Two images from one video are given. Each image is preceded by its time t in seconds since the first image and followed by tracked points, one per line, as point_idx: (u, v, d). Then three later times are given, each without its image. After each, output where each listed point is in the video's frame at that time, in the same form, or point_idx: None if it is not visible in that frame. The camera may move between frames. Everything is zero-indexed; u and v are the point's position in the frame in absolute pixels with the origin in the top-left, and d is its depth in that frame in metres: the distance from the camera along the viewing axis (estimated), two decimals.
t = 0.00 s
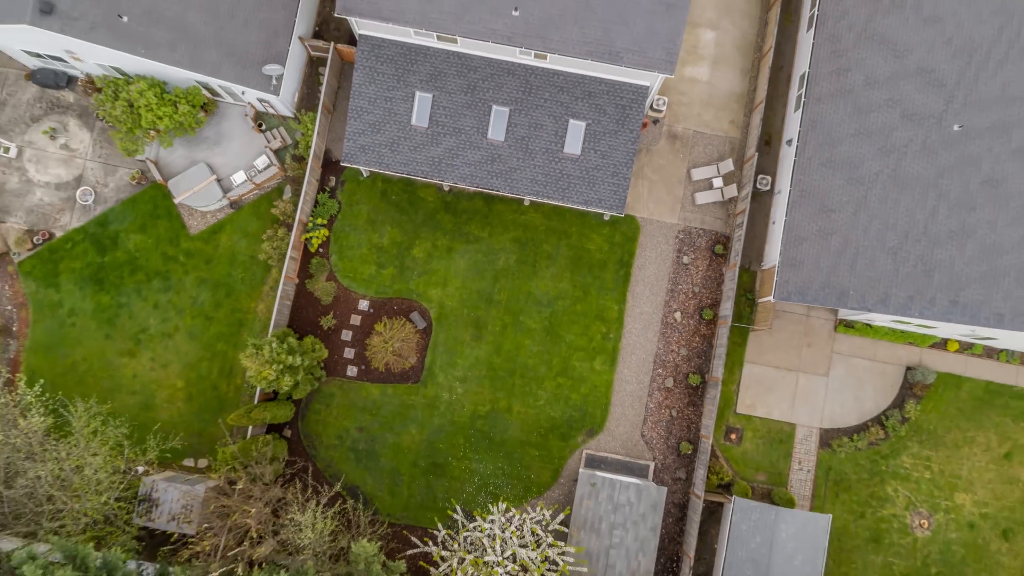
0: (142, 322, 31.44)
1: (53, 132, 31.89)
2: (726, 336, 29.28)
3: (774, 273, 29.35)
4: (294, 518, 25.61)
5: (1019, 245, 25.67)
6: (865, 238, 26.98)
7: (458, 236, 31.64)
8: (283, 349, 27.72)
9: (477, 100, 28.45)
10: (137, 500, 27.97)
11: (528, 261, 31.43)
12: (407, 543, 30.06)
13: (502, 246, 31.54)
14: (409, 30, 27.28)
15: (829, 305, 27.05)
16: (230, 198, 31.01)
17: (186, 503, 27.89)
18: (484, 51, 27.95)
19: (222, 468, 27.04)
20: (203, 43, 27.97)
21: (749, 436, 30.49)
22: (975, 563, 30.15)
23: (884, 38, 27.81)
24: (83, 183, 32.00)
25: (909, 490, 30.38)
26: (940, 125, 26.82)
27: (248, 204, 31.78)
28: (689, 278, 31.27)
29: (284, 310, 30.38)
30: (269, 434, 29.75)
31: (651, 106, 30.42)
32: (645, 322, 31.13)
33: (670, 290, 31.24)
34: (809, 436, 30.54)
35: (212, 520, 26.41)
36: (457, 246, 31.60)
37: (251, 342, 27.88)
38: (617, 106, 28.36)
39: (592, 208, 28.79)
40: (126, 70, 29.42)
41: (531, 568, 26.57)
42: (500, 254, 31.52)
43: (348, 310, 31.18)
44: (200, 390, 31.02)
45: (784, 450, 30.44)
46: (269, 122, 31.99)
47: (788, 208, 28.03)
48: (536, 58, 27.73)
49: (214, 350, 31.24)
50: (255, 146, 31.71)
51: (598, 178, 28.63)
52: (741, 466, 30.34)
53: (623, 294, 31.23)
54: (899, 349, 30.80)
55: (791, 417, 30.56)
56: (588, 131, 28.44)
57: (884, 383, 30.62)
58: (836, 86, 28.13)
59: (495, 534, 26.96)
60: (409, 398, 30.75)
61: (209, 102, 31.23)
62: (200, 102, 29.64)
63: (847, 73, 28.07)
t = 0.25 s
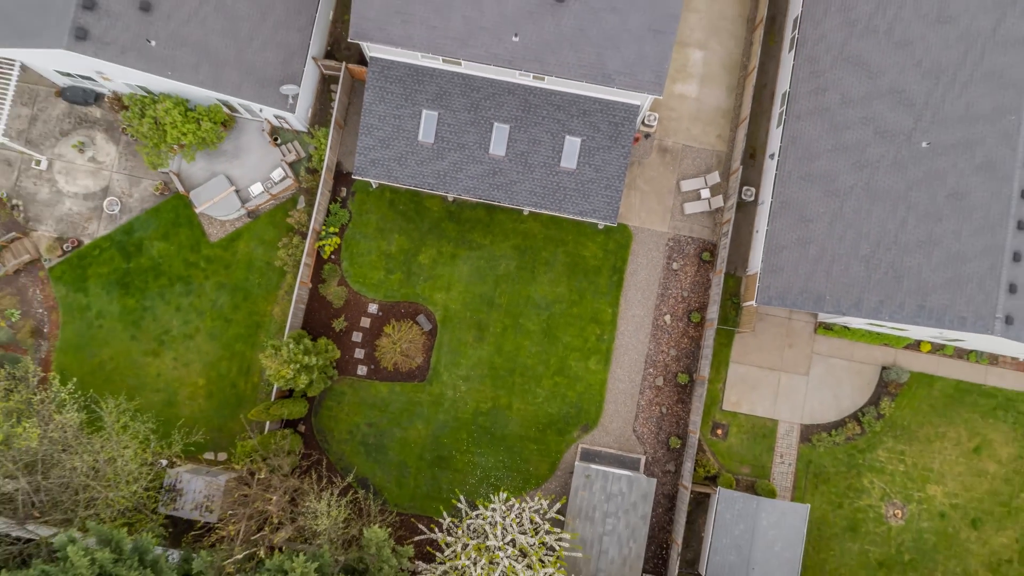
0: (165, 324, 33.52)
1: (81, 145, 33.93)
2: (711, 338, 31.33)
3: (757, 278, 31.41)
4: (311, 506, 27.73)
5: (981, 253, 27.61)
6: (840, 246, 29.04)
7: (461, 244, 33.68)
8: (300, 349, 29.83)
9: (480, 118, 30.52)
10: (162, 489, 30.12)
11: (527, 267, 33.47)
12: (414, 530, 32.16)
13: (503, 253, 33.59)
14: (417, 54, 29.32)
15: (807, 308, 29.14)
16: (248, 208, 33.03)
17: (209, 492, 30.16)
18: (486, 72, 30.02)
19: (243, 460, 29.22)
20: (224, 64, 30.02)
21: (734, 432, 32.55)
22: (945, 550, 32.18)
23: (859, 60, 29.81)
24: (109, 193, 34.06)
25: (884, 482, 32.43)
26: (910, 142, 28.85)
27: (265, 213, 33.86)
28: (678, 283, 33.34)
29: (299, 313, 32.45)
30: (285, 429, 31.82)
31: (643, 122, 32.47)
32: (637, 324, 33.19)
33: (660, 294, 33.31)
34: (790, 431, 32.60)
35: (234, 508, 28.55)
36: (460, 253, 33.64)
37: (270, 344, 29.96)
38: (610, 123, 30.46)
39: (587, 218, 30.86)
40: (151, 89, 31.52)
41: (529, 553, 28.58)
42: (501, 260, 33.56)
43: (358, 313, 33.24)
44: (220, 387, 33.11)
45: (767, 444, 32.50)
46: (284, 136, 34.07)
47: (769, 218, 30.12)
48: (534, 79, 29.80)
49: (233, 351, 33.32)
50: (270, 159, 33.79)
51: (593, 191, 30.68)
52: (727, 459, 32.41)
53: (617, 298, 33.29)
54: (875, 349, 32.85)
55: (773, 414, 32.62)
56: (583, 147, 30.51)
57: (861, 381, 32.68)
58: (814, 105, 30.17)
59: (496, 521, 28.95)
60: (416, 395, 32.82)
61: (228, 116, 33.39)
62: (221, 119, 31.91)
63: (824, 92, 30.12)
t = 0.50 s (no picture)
0: (178, 327, 34.77)
1: (97, 154, 35.17)
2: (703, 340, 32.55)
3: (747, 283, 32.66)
4: (319, 500, 29.00)
5: (961, 259, 28.78)
6: (827, 252, 30.27)
7: (463, 248, 34.91)
8: (308, 350, 31.07)
9: (481, 128, 31.76)
10: (176, 485, 31.42)
11: (526, 271, 34.70)
12: (418, 525, 33.42)
13: (503, 258, 34.81)
14: (420, 67, 30.56)
15: (795, 311, 30.38)
16: (257, 214, 34.36)
17: (221, 487, 31.37)
18: (487, 85, 31.26)
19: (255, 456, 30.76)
20: (236, 76, 31.26)
21: (726, 430, 33.78)
22: (929, 544, 33.40)
23: (845, 73, 31.03)
24: (124, 200, 35.31)
25: (871, 478, 33.67)
26: (893, 152, 30.06)
27: (273, 219, 35.11)
28: (672, 286, 34.58)
29: (306, 315, 33.69)
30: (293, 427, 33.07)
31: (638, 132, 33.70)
32: (633, 326, 34.42)
33: (655, 297, 34.54)
34: (780, 430, 33.83)
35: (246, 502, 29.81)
36: (462, 257, 34.87)
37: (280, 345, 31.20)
38: (606, 133, 31.71)
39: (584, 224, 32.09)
40: (165, 100, 32.77)
41: (529, 545, 29.80)
42: (501, 265, 34.78)
43: (363, 315, 34.47)
44: (231, 387, 34.37)
45: (757, 442, 33.73)
46: (292, 145, 35.32)
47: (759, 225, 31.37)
48: (533, 91, 31.04)
49: (243, 351, 34.59)
50: (279, 166, 35.06)
51: (590, 198, 31.91)
52: (719, 456, 33.64)
53: (613, 302, 34.52)
54: (862, 350, 34.09)
55: (764, 412, 33.85)
56: (580, 156, 31.76)
57: (848, 381, 33.90)
58: (802, 116, 31.40)
59: (497, 515, 30.16)
60: (419, 394, 34.06)
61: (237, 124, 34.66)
62: (232, 128, 33.25)
63: (812, 104, 31.34)
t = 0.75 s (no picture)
0: (189, 329, 36.01)
1: (111, 162, 36.43)
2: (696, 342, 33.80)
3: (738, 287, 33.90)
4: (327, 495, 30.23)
5: (943, 264, 30.02)
6: (814, 257, 31.50)
7: (465, 254, 36.15)
8: (316, 352, 32.30)
9: (482, 138, 33.01)
10: (188, 481, 32.70)
11: (525, 276, 35.94)
12: (421, 519, 34.66)
13: (503, 262, 36.05)
14: (424, 80, 31.81)
15: (784, 315, 31.63)
16: (266, 220, 35.61)
17: (231, 483, 32.70)
18: (488, 96, 32.51)
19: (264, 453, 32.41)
20: (247, 88, 32.52)
21: (718, 428, 35.02)
22: (914, 539, 34.61)
23: (832, 85, 32.27)
24: (137, 206, 36.55)
25: (858, 475, 34.90)
26: (878, 161, 31.32)
27: (281, 225, 36.36)
28: (666, 290, 35.82)
29: (314, 318, 34.93)
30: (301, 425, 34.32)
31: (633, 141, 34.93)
32: (628, 328, 35.66)
33: (649, 300, 35.78)
34: (771, 428, 35.06)
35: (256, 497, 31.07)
36: (464, 262, 36.11)
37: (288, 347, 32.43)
38: (602, 143, 32.97)
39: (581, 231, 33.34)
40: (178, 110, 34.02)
41: (528, 539, 31.03)
42: (502, 269, 36.02)
43: (368, 318, 35.71)
44: (240, 387, 35.62)
45: (748, 440, 34.97)
46: (299, 153, 36.57)
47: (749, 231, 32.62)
48: (533, 102, 32.28)
49: (252, 353, 35.84)
50: (287, 174, 36.32)
51: (587, 206, 33.15)
52: (711, 454, 34.88)
53: (609, 305, 35.76)
54: (849, 352, 35.33)
55: (755, 412, 35.08)
56: (578, 165, 33.01)
57: (836, 382, 35.15)
58: (791, 126, 32.63)
59: (497, 510, 31.37)
60: (422, 394, 35.30)
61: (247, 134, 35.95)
62: (242, 138, 34.50)
63: (800, 115, 32.59)
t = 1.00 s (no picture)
0: (200, 331, 37.26)
1: (124, 169, 37.67)
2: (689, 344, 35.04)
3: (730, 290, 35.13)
4: (334, 491, 31.50)
5: (925, 269, 31.26)
6: (803, 263, 32.74)
7: (466, 258, 37.38)
8: (323, 353, 33.54)
9: (483, 147, 34.26)
10: (200, 477, 33.93)
11: (524, 280, 37.18)
12: (424, 515, 35.91)
13: (503, 267, 37.28)
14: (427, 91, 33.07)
15: (773, 317, 32.87)
16: (274, 226, 36.80)
17: (241, 480, 33.95)
18: (488, 107, 33.76)
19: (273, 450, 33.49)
20: (257, 100, 33.79)
21: (711, 427, 36.26)
22: (900, 534, 35.85)
23: (820, 96, 33.53)
24: (149, 213, 37.79)
25: (846, 473, 36.13)
26: (864, 170, 32.57)
27: (289, 230, 37.60)
28: (661, 294, 37.07)
29: (320, 320, 36.18)
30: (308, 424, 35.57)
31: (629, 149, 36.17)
32: (624, 331, 36.89)
33: (645, 304, 37.03)
34: (762, 427, 36.29)
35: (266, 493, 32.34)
36: (465, 267, 37.35)
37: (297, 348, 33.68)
38: (599, 153, 34.23)
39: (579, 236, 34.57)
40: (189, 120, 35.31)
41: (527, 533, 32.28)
42: (502, 273, 37.25)
43: (373, 320, 36.95)
44: (249, 387, 36.87)
45: (740, 438, 36.20)
46: (306, 161, 37.83)
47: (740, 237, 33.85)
48: (532, 113, 33.52)
49: (261, 354, 37.10)
50: (294, 181, 37.59)
51: (584, 212, 34.39)
52: (704, 452, 36.11)
53: (606, 308, 37.00)
54: (838, 353, 36.56)
55: (746, 411, 36.31)
56: (575, 173, 34.26)
57: (825, 382, 36.38)
58: (781, 136, 33.87)
59: (497, 505, 32.60)
60: (425, 394, 36.56)
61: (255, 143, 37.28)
62: (252, 147, 35.84)
63: (789, 125, 33.83)
